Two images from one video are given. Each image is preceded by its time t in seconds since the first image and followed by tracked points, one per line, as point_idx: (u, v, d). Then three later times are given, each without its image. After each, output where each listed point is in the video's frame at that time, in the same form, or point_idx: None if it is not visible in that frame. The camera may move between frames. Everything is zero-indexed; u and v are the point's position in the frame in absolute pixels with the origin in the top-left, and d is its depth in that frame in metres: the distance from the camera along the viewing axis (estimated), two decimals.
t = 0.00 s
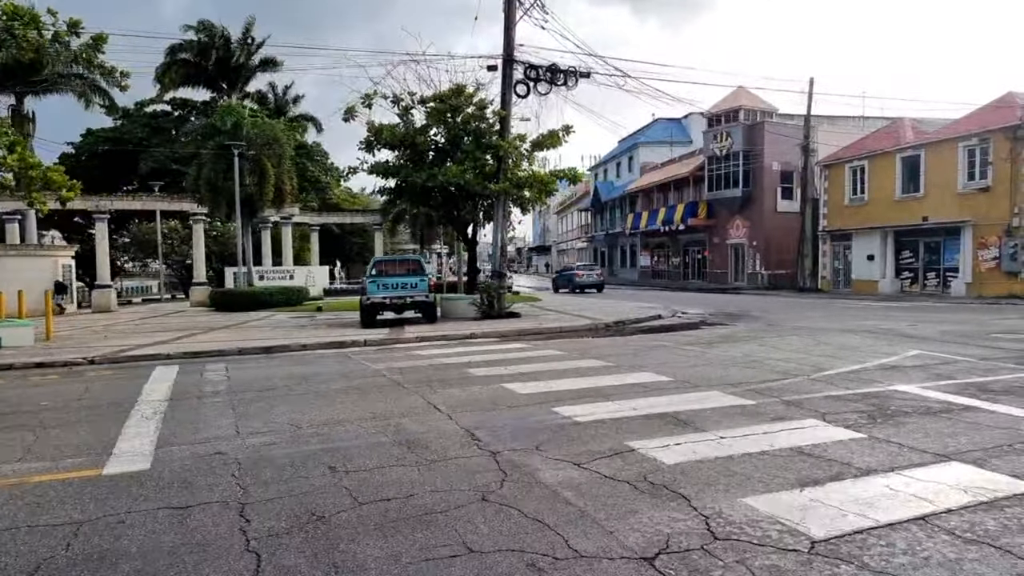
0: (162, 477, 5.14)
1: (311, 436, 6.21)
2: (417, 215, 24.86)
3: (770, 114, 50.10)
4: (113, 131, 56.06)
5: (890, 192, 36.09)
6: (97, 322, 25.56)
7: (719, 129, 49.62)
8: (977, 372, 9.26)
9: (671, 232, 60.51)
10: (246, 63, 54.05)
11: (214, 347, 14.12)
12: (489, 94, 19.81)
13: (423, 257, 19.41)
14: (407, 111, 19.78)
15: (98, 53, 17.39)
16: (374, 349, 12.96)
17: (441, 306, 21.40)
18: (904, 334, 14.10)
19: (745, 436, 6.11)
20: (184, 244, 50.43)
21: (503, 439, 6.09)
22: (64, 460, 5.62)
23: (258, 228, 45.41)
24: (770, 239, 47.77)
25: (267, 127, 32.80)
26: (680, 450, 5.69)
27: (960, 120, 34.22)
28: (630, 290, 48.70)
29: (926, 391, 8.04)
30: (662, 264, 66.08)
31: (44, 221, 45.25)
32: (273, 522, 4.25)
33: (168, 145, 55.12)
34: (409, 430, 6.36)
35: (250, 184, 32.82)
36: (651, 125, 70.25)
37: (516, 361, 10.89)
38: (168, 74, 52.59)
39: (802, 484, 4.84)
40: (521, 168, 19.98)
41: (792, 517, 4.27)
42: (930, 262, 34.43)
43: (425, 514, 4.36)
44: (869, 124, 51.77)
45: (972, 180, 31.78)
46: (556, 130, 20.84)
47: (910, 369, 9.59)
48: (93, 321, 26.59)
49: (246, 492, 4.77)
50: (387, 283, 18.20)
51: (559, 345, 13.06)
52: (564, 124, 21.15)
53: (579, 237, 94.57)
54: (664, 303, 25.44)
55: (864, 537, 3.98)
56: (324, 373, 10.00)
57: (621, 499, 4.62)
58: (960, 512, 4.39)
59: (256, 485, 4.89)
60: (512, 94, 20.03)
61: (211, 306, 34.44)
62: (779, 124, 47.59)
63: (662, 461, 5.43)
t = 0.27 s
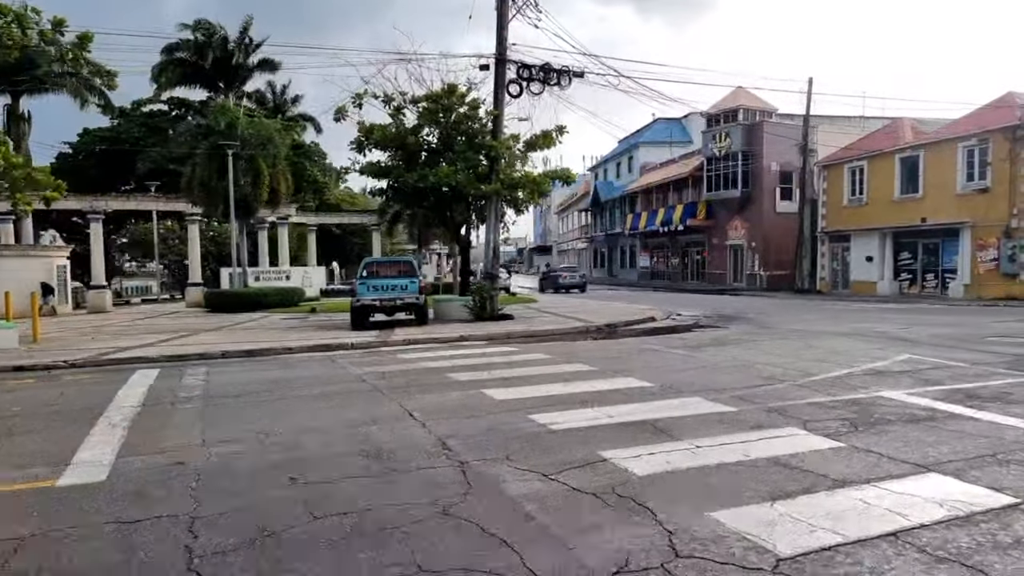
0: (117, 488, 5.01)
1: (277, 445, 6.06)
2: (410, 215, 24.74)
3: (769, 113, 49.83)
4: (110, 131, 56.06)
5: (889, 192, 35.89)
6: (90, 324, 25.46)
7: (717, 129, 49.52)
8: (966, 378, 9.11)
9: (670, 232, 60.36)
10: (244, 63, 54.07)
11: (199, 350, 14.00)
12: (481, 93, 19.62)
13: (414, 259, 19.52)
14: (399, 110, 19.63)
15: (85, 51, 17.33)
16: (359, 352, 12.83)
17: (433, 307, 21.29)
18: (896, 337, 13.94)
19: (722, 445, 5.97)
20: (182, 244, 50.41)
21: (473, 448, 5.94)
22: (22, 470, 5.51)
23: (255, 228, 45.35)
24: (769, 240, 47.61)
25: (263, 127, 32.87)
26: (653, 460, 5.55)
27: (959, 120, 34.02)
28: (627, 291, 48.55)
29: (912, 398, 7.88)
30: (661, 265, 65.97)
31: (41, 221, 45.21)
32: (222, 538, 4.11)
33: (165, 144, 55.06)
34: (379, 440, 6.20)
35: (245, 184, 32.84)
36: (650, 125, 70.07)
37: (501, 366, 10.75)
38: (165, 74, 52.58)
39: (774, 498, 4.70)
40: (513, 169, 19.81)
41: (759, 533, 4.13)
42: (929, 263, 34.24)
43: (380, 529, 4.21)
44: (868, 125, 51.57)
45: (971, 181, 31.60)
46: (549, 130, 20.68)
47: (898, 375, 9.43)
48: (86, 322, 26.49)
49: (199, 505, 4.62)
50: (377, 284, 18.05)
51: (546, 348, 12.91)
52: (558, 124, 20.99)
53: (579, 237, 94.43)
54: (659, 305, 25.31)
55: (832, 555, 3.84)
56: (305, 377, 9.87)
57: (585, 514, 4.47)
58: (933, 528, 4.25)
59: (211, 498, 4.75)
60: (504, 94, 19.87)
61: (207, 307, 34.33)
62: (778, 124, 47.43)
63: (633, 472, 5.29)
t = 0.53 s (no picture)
0: (73, 492, 4.87)
1: (246, 447, 5.92)
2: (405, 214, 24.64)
3: (770, 112, 49.56)
4: (111, 131, 56.12)
5: (891, 191, 35.64)
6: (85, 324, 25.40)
7: (718, 128, 49.23)
8: (959, 378, 8.90)
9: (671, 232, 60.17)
10: (245, 64, 54.08)
11: (187, 350, 13.88)
12: (475, 92, 19.66)
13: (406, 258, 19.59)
14: (391, 109, 19.56)
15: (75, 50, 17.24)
16: (347, 352, 12.69)
17: (428, 307, 21.35)
18: (891, 338, 13.72)
19: (700, 448, 5.82)
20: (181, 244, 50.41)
21: (445, 450, 5.79)
22: None
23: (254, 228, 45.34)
24: (770, 239, 47.38)
25: (260, 127, 32.81)
26: (627, 464, 5.40)
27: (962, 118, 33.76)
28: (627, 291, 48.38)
29: (902, 399, 7.68)
30: (662, 264, 65.80)
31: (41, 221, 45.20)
32: (171, 544, 3.97)
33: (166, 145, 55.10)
34: (350, 441, 6.05)
35: (242, 184, 32.77)
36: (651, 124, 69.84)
37: (487, 366, 10.61)
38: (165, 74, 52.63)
39: (746, 503, 4.56)
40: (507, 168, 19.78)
41: (727, 540, 3.99)
42: (931, 263, 33.97)
43: (335, 536, 4.06)
44: (870, 124, 51.29)
45: (973, 179, 31.35)
46: (544, 129, 20.86)
47: (890, 375, 9.23)
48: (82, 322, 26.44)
49: (155, 509, 4.49)
50: (369, 284, 17.90)
51: (536, 348, 12.75)
52: (552, 123, 21.24)
53: (580, 237, 94.28)
54: (656, 304, 25.14)
55: (799, 564, 3.70)
56: (287, 377, 9.74)
57: (550, 519, 4.32)
58: (910, 536, 4.09)
59: (167, 502, 4.61)
60: (498, 93, 19.92)
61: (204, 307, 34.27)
62: (778, 123, 47.25)
63: (606, 476, 5.15)
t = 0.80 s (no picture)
0: (64, 492, 4.86)
1: (242, 448, 5.88)
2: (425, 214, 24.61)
3: (800, 108, 48.69)
4: (143, 134, 57.25)
5: (924, 189, 34.73)
6: (113, 323, 25.82)
7: (745, 125, 48.48)
8: (983, 383, 8.53)
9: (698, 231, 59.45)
10: (273, 67, 54.68)
11: (205, 349, 13.96)
12: (494, 92, 19.70)
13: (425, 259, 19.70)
14: (409, 109, 19.72)
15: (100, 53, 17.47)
16: (360, 352, 12.68)
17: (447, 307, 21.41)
18: (917, 339, 13.29)
19: (701, 454, 5.66)
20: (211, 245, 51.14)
21: (440, 454, 5.70)
22: None
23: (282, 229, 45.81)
24: (799, 238, 46.57)
25: (284, 129, 33.24)
26: (624, 470, 5.26)
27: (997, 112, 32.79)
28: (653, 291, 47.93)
29: (921, 405, 7.37)
30: (689, 264, 65.08)
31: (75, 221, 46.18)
32: (151, 547, 3.93)
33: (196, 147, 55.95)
34: (346, 444, 5.99)
35: (267, 185, 33.08)
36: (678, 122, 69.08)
37: (497, 367, 10.49)
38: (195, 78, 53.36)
39: (742, 513, 4.39)
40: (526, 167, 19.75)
41: (716, 552, 3.85)
42: (966, 262, 33.05)
43: (315, 541, 3.98)
44: (903, 120, 50.12)
45: (1010, 176, 30.42)
46: (563, 129, 20.86)
47: (911, 379, 8.89)
48: (110, 321, 26.90)
49: (141, 512, 4.46)
50: (387, 283, 17.91)
51: (549, 349, 12.58)
52: (571, 122, 21.18)
53: (607, 237, 93.72)
54: (679, 305, 24.77)
55: None
56: (296, 377, 9.74)
57: (537, 528, 4.19)
58: (910, 550, 3.89)
59: (155, 504, 4.58)
60: (516, 91, 20.00)
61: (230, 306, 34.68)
62: (807, 120, 46.45)
63: (600, 483, 5.02)
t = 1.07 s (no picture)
0: (64, 488, 4.90)
1: (244, 446, 5.88)
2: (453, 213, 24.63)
3: (838, 103, 47.58)
4: (183, 136, 58.67)
5: (969, 185, 33.52)
6: (149, 321, 26.37)
7: (782, 122, 47.55)
8: (1017, 388, 8.12)
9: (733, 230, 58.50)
10: (309, 69, 55.42)
11: (229, 347, 14.13)
12: (519, 89, 19.68)
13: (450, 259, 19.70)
14: (435, 109, 19.96)
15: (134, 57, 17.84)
16: (379, 352, 12.67)
17: (472, 307, 21.44)
18: (953, 341, 12.77)
19: (707, 459, 5.47)
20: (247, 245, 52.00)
21: (439, 456, 5.62)
22: None
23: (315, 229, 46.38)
24: (837, 237, 45.51)
25: (316, 130, 33.87)
26: (624, 475, 5.11)
27: None
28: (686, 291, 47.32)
29: (947, 410, 7.02)
30: (724, 264, 64.10)
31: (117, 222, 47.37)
32: (136, 545, 3.92)
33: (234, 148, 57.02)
34: (347, 443, 5.95)
35: (300, 185, 33.48)
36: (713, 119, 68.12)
37: (513, 368, 10.37)
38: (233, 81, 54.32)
39: (740, 522, 4.22)
40: (551, 164, 19.70)
41: (706, 562, 3.69)
42: (1013, 262, 31.86)
43: (298, 542, 3.93)
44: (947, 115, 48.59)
45: None
46: (589, 126, 20.75)
47: (940, 383, 8.51)
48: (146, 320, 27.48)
49: (133, 509, 4.46)
50: (410, 283, 17.96)
51: (569, 351, 12.41)
52: (597, 119, 21.06)
53: (641, 237, 92.92)
54: (710, 305, 24.32)
55: None
56: (312, 376, 9.76)
57: (525, 533, 4.08)
58: (914, 565, 3.67)
59: (148, 502, 4.58)
60: (541, 88, 19.99)
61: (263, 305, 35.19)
62: (846, 116, 45.34)
63: (597, 487, 4.88)
